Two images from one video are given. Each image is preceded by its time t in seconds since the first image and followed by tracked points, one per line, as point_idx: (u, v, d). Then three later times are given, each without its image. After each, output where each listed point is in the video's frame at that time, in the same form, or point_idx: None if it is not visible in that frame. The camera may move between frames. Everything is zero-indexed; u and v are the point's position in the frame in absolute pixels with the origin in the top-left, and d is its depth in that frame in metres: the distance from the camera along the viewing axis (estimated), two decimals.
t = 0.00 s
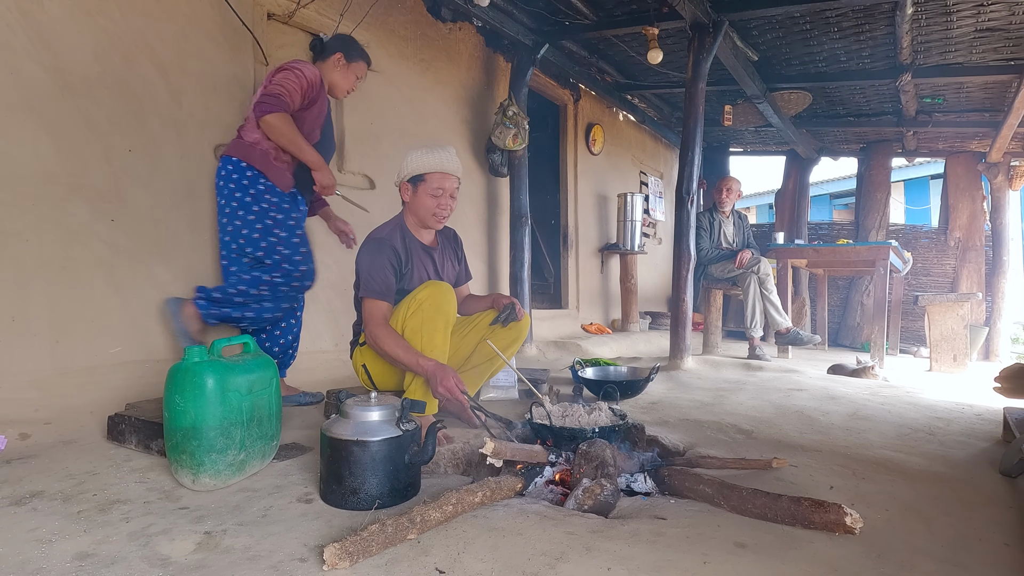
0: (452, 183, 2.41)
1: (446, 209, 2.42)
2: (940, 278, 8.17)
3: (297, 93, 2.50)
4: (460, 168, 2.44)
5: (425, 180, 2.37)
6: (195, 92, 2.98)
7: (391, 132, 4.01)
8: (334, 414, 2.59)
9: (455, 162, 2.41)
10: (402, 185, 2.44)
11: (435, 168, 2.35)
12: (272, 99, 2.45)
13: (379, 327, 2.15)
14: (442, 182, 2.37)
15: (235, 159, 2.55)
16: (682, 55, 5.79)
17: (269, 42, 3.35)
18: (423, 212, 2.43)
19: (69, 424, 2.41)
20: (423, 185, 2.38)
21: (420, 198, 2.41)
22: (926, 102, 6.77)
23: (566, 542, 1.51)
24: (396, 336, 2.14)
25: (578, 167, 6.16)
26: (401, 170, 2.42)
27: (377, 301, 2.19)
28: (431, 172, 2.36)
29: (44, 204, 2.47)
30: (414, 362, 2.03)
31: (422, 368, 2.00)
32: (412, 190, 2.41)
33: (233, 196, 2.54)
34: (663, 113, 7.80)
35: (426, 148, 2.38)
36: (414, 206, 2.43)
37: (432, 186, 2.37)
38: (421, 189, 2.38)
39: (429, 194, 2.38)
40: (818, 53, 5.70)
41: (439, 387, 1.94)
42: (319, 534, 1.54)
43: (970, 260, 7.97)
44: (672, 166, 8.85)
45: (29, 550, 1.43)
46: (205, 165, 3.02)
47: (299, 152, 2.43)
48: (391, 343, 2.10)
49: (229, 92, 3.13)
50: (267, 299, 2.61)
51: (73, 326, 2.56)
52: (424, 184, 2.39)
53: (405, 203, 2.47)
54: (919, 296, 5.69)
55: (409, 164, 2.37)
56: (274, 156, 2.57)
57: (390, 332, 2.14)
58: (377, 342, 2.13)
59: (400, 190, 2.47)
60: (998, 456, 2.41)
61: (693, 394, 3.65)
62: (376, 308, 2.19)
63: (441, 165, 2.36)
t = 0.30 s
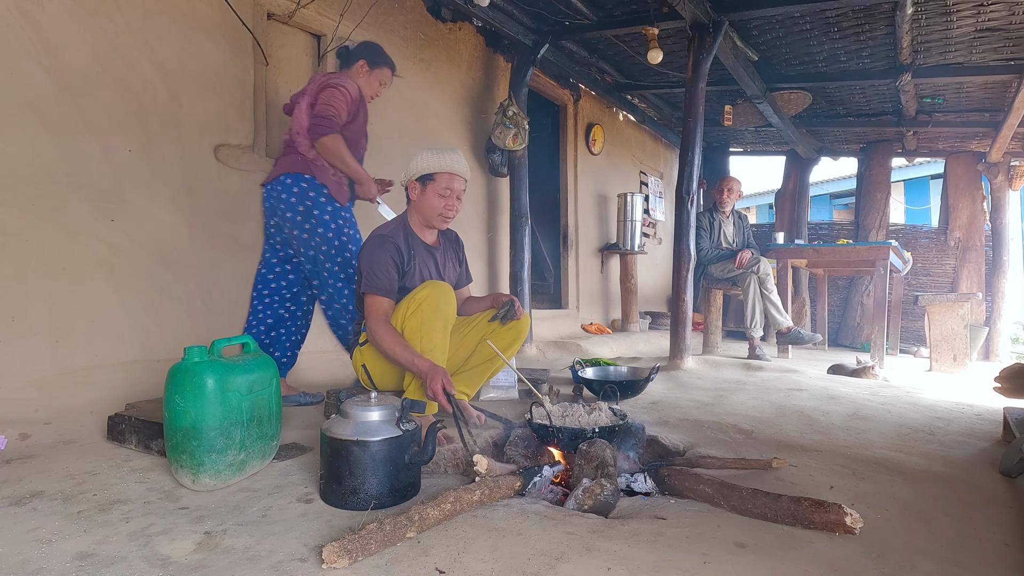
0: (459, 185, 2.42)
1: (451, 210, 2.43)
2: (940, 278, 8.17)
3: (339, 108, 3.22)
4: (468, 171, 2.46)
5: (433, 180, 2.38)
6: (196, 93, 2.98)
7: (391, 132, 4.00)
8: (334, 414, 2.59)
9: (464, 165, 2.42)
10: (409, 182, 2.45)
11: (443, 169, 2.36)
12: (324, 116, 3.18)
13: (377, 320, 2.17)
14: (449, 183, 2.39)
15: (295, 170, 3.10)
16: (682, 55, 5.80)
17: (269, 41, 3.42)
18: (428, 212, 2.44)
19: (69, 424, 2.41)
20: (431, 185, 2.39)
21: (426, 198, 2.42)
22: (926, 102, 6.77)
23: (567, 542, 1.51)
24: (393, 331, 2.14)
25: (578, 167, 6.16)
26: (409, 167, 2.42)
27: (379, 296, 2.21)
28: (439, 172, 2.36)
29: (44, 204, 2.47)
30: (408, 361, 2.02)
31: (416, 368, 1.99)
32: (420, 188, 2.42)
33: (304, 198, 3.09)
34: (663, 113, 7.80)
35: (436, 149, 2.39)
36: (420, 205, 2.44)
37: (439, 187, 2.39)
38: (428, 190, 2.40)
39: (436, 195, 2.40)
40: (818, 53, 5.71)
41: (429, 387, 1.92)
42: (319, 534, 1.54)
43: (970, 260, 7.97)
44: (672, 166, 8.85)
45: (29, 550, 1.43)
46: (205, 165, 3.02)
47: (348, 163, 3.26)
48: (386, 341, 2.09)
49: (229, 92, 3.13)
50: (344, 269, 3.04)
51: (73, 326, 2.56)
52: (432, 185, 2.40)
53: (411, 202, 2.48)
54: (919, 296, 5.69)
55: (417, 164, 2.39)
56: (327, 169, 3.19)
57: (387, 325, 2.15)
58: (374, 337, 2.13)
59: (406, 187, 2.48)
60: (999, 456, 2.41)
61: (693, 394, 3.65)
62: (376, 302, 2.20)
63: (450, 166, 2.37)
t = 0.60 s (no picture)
0: (463, 187, 2.42)
1: (453, 212, 2.43)
2: (940, 277, 8.17)
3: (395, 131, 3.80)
4: (470, 173, 2.46)
5: (437, 181, 2.38)
6: (196, 93, 2.98)
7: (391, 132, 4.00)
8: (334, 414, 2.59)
9: (467, 168, 2.43)
10: (412, 183, 2.44)
11: (446, 172, 2.37)
12: (384, 139, 3.75)
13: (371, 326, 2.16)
14: (452, 185, 2.39)
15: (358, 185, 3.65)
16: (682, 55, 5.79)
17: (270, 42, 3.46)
18: (430, 213, 2.44)
19: (69, 424, 2.41)
20: (435, 186, 2.39)
21: (428, 200, 2.42)
22: (926, 102, 6.77)
23: (566, 542, 1.51)
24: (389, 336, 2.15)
25: (578, 167, 6.16)
26: (411, 168, 2.42)
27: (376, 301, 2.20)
28: (442, 174, 2.37)
29: (44, 204, 2.47)
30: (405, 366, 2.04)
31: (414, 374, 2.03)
32: (423, 189, 2.42)
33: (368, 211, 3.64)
34: (663, 113, 7.80)
35: (439, 152, 2.40)
36: (422, 206, 2.44)
37: (442, 189, 2.39)
38: (431, 191, 2.40)
39: (438, 197, 2.40)
40: (818, 53, 5.70)
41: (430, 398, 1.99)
42: (319, 534, 1.54)
43: (970, 260, 7.97)
44: (672, 166, 8.85)
45: (29, 550, 1.43)
46: (206, 165, 3.02)
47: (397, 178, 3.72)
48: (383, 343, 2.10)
49: (230, 92, 3.13)
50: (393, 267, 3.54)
51: (73, 326, 2.56)
52: (434, 186, 2.40)
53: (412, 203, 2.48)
54: (919, 296, 5.69)
55: (419, 165, 2.39)
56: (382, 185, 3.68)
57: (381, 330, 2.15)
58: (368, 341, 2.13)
59: (408, 187, 2.48)
60: (999, 456, 2.41)
61: (693, 394, 3.65)
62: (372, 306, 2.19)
63: (453, 168, 2.38)
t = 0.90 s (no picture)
0: (460, 186, 2.43)
1: (450, 211, 2.44)
2: (940, 277, 8.17)
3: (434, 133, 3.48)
4: (467, 171, 2.47)
5: (434, 180, 2.39)
6: (196, 93, 2.98)
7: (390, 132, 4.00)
8: (334, 414, 2.59)
9: (463, 166, 2.44)
10: (410, 182, 2.44)
11: (444, 170, 2.37)
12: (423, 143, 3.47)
13: (386, 327, 2.15)
14: (450, 184, 2.40)
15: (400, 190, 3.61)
16: (682, 55, 5.79)
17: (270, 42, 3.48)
18: (428, 212, 2.45)
19: (69, 424, 2.42)
20: (433, 185, 2.40)
21: (426, 199, 2.42)
22: (926, 102, 6.77)
23: (566, 542, 1.51)
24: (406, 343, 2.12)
25: (578, 167, 6.16)
26: (409, 167, 2.42)
27: (386, 299, 2.21)
28: (440, 172, 2.37)
29: (44, 204, 2.47)
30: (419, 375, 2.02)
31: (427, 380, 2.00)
32: (421, 188, 2.42)
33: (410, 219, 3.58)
34: (663, 113, 7.80)
35: (436, 150, 2.40)
36: (420, 206, 2.44)
37: (439, 188, 2.39)
38: (429, 190, 2.40)
39: (436, 196, 2.40)
40: (818, 53, 5.70)
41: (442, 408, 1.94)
42: (319, 534, 1.55)
43: (970, 260, 7.97)
44: (672, 166, 8.85)
45: (29, 550, 1.43)
46: (206, 165, 3.02)
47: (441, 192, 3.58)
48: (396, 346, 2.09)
49: (230, 92, 3.13)
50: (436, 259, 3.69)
51: (73, 326, 2.56)
52: (432, 185, 2.41)
53: (410, 203, 2.48)
54: (919, 296, 5.69)
55: (417, 164, 2.39)
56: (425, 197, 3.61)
57: (398, 335, 2.13)
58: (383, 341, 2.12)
59: (406, 186, 2.48)
60: (999, 456, 2.41)
61: (693, 394, 3.65)
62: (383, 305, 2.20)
63: (450, 167, 2.38)
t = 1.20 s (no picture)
0: (461, 187, 2.44)
1: (450, 210, 2.44)
2: (940, 277, 8.16)
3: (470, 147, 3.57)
4: (467, 173, 2.48)
5: (435, 180, 2.39)
6: (196, 93, 2.98)
7: (390, 132, 4.00)
8: (334, 414, 2.59)
9: (464, 167, 2.44)
10: (410, 181, 2.44)
11: (445, 170, 2.38)
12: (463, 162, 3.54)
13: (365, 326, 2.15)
14: (451, 184, 2.40)
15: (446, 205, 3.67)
16: (682, 55, 5.79)
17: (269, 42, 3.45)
18: (428, 211, 2.45)
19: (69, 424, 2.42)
20: (433, 185, 2.40)
21: (426, 198, 2.42)
22: (926, 102, 6.77)
23: (566, 542, 1.51)
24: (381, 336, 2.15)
25: (578, 167, 6.16)
26: (410, 166, 2.42)
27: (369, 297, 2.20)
28: (440, 173, 2.38)
29: (45, 204, 2.47)
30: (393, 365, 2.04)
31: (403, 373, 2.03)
32: (422, 187, 2.42)
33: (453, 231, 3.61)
34: (663, 113, 7.80)
35: (437, 151, 2.41)
36: (420, 205, 2.44)
37: (440, 187, 2.40)
38: (429, 190, 2.40)
39: (437, 195, 2.40)
40: (818, 53, 5.70)
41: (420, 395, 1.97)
42: (319, 534, 1.54)
43: (970, 260, 7.97)
44: (672, 166, 8.84)
45: (29, 550, 1.43)
46: (206, 165, 3.01)
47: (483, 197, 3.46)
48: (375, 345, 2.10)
49: (230, 92, 3.12)
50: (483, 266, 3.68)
51: (74, 326, 2.56)
52: (432, 185, 2.41)
53: (410, 202, 2.48)
54: (919, 296, 5.69)
55: (418, 163, 2.39)
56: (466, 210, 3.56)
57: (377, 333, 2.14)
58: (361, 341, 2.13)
59: (407, 185, 2.48)
60: (999, 456, 2.41)
61: (693, 394, 3.65)
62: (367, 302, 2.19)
63: (451, 167, 2.39)
